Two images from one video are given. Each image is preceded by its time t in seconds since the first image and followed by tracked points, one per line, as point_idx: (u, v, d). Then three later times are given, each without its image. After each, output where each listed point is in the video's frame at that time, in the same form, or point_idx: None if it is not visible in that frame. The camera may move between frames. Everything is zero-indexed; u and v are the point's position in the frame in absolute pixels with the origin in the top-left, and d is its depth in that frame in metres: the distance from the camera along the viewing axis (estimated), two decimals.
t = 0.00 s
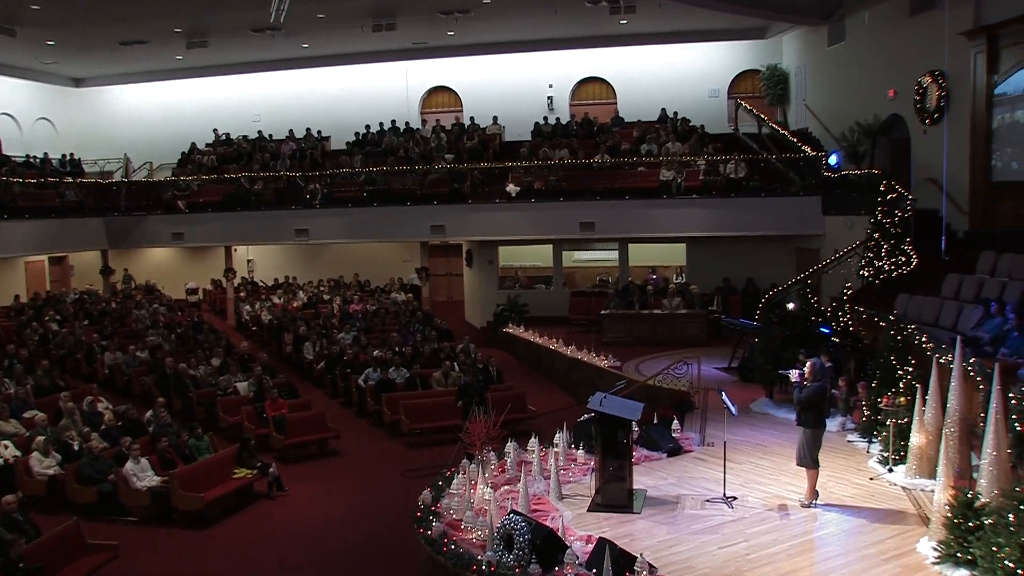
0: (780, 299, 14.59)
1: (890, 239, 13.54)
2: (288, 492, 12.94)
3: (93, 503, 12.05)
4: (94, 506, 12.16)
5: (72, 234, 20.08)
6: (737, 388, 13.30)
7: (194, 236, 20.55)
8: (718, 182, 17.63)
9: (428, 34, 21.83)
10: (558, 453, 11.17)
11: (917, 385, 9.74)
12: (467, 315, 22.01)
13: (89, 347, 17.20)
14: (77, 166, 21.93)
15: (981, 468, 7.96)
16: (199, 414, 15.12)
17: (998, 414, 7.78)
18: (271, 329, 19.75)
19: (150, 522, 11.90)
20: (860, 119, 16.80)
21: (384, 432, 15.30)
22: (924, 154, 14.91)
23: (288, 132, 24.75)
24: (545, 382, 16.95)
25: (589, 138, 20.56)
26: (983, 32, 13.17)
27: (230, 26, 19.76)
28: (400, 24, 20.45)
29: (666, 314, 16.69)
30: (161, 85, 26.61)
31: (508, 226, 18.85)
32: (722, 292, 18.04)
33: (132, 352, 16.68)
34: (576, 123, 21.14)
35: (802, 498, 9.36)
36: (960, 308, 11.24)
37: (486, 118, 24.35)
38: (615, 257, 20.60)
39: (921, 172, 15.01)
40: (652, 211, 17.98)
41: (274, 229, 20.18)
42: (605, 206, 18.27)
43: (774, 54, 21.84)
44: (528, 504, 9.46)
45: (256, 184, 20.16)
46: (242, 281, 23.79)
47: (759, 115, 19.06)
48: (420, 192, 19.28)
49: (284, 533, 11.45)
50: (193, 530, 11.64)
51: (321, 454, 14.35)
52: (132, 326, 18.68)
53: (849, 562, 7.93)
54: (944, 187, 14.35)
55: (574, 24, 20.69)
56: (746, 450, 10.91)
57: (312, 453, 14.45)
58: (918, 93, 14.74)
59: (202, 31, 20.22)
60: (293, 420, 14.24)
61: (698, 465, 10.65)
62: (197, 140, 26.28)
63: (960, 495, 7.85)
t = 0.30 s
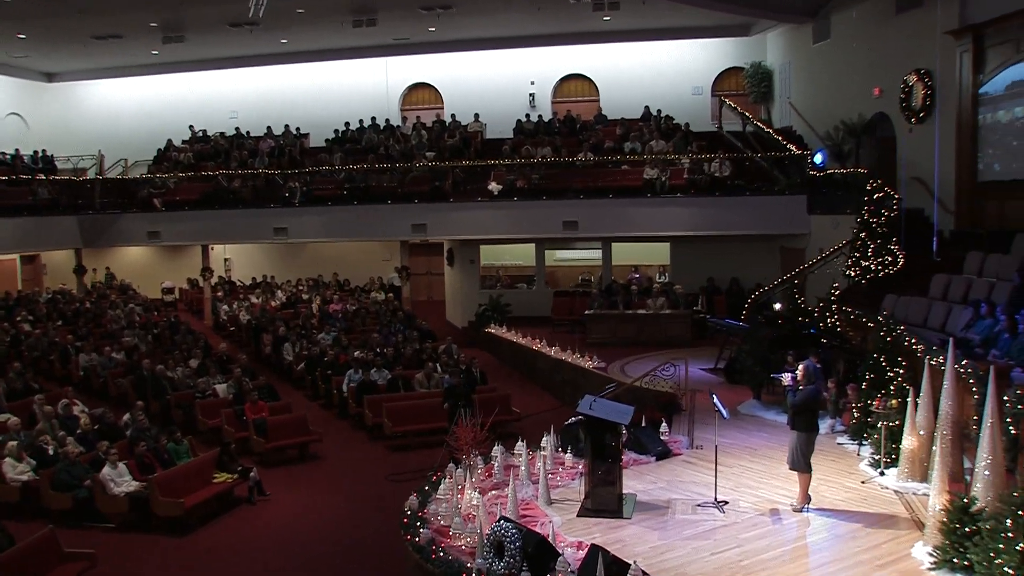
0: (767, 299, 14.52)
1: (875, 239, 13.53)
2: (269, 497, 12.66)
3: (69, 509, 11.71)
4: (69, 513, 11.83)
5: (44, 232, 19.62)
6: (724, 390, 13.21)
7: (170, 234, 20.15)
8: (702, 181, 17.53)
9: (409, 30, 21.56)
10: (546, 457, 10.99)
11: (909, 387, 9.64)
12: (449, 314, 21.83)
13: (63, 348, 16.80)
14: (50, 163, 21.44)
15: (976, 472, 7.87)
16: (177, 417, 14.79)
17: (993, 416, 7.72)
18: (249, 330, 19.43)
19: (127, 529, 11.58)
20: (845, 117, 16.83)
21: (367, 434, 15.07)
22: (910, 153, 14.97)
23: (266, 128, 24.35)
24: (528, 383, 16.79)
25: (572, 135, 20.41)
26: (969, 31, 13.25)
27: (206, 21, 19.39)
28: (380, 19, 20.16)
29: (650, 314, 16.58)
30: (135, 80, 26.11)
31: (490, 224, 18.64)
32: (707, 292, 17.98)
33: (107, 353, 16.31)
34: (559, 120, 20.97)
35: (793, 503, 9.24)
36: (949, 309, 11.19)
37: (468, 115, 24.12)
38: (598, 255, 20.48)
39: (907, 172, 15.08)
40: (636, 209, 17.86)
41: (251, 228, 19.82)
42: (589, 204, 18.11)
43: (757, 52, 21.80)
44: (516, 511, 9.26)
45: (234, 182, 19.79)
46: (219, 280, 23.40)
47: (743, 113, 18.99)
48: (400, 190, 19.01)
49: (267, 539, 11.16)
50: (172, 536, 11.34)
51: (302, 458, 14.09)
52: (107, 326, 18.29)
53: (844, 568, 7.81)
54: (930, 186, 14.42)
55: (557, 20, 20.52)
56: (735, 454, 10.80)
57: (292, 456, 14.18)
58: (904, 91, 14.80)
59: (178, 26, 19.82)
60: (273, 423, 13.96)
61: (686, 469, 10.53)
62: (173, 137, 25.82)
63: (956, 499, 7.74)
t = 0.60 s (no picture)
0: (754, 299, 14.45)
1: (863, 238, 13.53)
2: (251, 501, 12.39)
3: (45, 514, 11.38)
4: (46, 519, 11.50)
5: (17, 230, 19.16)
6: (714, 391, 13.11)
7: (147, 233, 19.76)
8: (688, 180, 17.43)
9: (391, 26, 21.29)
10: (535, 461, 10.83)
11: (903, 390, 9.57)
12: (432, 314, 21.61)
13: (37, 349, 16.40)
14: (23, 159, 20.96)
15: (973, 475, 7.79)
16: (156, 419, 14.47)
17: (992, 420, 7.65)
18: (229, 330, 19.10)
19: (106, 535, 11.28)
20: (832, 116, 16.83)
21: (350, 435, 14.84)
22: (897, 152, 14.99)
23: (246, 124, 23.97)
24: (514, 384, 16.64)
25: (556, 133, 20.25)
26: (958, 29, 13.30)
27: (185, 15, 19.02)
28: (363, 14, 19.89)
29: (636, 314, 16.45)
30: (111, 75, 25.63)
31: (474, 223, 18.44)
32: (693, 291, 17.91)
33: (84, 354, 15.96)
34: (543, 117, 20.79)
35: (787, 507, 9.13)
36: (938, 309, 11.18)
37: (451, 112, 23.87)
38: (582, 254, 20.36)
39: (894, 170, 15.09)
40: (622, 208, 17.74)
41: (230, 226, 19.47)
42: (574, 203, 17.96)
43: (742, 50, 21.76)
44: (507, 515, 9.09)
45: (213, 179, 19.44)
46: (197, 279, 23.03)
47: (729, 112, 18.93)
48: (384, 187, 18.76)
49: (250, 543, 10.92)
50: (153, 542, 11.06)
51: (285, 461, 13.82)
52: (84, 326, 17.91)
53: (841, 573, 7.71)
54: (918, 186, 14.44)
55: (542, 15, 20.33)
56: (726, 456, 10.69)
57: (274, 459, 13.91)
58: (892, 90, 14.83)
59: (156, 20, 19.44)
60: (255, 425, 13.68)
61: (677, 472, 10.41)
62: (150, 133, 25.37)
63: (953, 503, 7.64)
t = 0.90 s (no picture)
0: (745, 298, 14.38)
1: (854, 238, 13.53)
2: (237, 504, 12.14)
3: (24, 520, 11.08)
4: (25, 524, 11.19)
5: None
6: (705, 392, 13.02)
7: (127, 230, 19.39)
8: (676, 178, 17.33)
9: (376, 20, 21.02)
10: (527, 464, 10.67)
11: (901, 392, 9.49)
12: (417, 314, 21.37)
13: (14, 349, 16.02)
14: None
15: (973, 478, 7.71)
16: (137, 421, 14.17)
17: (992, 421, 7.57)
18: (211, 329, 18.80)
19: (87, 540, 11.00)
20: (822, 114, 16.82)
21: (337, 437, 14.61)
22: (888, 151, 15.01)
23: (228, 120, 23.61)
24: (501, 384, 16.47)
25: (543, 130, 20.08)
26: (949, 26, 13.23)
27: (166, 8, 18.66)
28: (347, 9, 19.61)
29: (625, 313, 16.32)
30: (90, 69, 25.17)
31: (462, 220, 18.25)
32: (682, 291, 17.82)
33: (63, 354, 15.62)
34: (531, 114, 20.61)
35: (785, 511, 9.02)
36: (932, 308, 11.14)
37: (437, 108, 23.64)
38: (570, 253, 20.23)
39: (885, 169, 15.09)
40: (611, 206, 17.61)
41: (212, 224, 19.13)
42: (562, 201, 17.80)
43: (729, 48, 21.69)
44: (500, 520, 8.90)
45: (195, 176, 19.11)
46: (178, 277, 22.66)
47: (718, 109, 18.85)
48: (369, 184, 18.50)
49: (236, 548, 10.68)
50: (136, 547, 10.79)
51: (270, 463, 13.57)
52: (62, 326, 17.56)
53: None
54: (909, 184, 14.42)
55: (530, 11, 20.14)
56: (720, 459, 10.57)
57: (260, 461, 13.66)
58: (883, 88, 14.85)
59: (136, 13, 19.06)
60: (240, 426, 13.42)
61: (671, 475, 10.29)
62: (130, 128, 24.95)
63: (955, 508, 7.56)
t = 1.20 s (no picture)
0: (736, 299, 14.32)
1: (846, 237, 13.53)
2: (223, 508, 11.89)
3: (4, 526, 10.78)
4: (5, 530, 10.88)
5: None
6: (698, 393, 12.93)
7: (107, 228, 19.03)
8: (665, 176, 17.23)
9: (362, 16, 20.77)
10: (519, 466, 10.52)
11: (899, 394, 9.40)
12: (404, 313, 21.15)
13: None
14: None
15: (975, 481, 7.62)
16: (119, 423, 13.87)
17: (994, 424, 7.49)
18: (193, 329, 18.48)
19: (70, 546, 10.71)
20: (812, 111, 16.78)
21: (323, 438, 14.38)
22: (879, 149, 14.99)
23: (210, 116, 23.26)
24: (490, 385, 16.31)
25: (530, 128, 19.93)
26: (942, 24, 13.24)
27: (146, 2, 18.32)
28: (332, 4, 19.35)
29: (614, 313, 16.20)
30: (69, 64, 24.73)
31: (449, 219, 18.04)
32: (671, 290, 17.72)
33: (42, 355, 15.28)
34: (518, 111, 20.44)
35: (783, 514, 8.89)
36: (926, 309, 11.08)
37: (422, 105, 23.42)
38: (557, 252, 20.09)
39: (875, 168, 15.09)
40: (600, 204, 17.48)
41: (194, 222, 18.79)
42: (550, 199, 17.64)
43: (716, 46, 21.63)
44: (495, 524, 8.71)
45: (177, 173, 18.80)
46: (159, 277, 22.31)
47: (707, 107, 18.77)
48: (354, 182, 18.23)
49: (222, 553, 10.45)
50: (120, 553, 10.52)
51: (256, 466, 13.32)
52: (40, 326, 17.18)
53: None
54: (900, 183, 14.41)
55: (517, 6, 19.96)
56: (715, 461, 10.46)
57: (245, 463, 13.40)
58: (874, 86, 14.83)
59: (116, 7, 18.70)
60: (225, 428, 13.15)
61: (666, 477, 10.16)
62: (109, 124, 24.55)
63: (957, 511, 7.46)
